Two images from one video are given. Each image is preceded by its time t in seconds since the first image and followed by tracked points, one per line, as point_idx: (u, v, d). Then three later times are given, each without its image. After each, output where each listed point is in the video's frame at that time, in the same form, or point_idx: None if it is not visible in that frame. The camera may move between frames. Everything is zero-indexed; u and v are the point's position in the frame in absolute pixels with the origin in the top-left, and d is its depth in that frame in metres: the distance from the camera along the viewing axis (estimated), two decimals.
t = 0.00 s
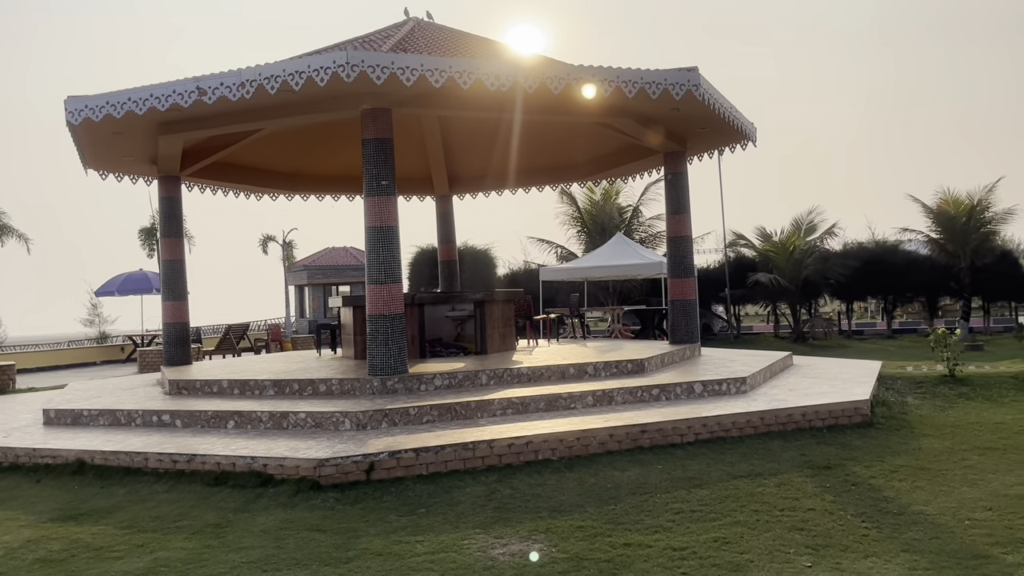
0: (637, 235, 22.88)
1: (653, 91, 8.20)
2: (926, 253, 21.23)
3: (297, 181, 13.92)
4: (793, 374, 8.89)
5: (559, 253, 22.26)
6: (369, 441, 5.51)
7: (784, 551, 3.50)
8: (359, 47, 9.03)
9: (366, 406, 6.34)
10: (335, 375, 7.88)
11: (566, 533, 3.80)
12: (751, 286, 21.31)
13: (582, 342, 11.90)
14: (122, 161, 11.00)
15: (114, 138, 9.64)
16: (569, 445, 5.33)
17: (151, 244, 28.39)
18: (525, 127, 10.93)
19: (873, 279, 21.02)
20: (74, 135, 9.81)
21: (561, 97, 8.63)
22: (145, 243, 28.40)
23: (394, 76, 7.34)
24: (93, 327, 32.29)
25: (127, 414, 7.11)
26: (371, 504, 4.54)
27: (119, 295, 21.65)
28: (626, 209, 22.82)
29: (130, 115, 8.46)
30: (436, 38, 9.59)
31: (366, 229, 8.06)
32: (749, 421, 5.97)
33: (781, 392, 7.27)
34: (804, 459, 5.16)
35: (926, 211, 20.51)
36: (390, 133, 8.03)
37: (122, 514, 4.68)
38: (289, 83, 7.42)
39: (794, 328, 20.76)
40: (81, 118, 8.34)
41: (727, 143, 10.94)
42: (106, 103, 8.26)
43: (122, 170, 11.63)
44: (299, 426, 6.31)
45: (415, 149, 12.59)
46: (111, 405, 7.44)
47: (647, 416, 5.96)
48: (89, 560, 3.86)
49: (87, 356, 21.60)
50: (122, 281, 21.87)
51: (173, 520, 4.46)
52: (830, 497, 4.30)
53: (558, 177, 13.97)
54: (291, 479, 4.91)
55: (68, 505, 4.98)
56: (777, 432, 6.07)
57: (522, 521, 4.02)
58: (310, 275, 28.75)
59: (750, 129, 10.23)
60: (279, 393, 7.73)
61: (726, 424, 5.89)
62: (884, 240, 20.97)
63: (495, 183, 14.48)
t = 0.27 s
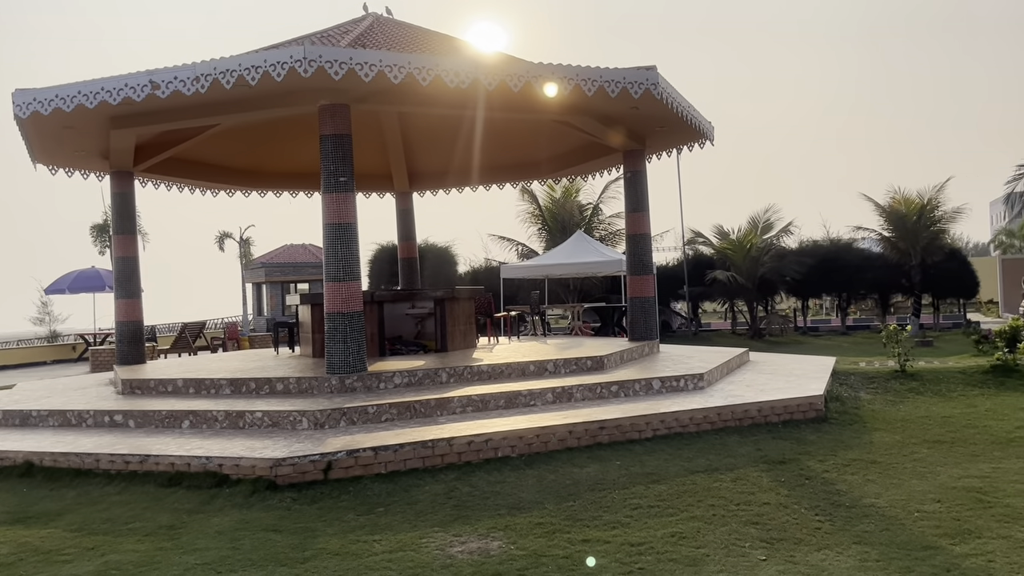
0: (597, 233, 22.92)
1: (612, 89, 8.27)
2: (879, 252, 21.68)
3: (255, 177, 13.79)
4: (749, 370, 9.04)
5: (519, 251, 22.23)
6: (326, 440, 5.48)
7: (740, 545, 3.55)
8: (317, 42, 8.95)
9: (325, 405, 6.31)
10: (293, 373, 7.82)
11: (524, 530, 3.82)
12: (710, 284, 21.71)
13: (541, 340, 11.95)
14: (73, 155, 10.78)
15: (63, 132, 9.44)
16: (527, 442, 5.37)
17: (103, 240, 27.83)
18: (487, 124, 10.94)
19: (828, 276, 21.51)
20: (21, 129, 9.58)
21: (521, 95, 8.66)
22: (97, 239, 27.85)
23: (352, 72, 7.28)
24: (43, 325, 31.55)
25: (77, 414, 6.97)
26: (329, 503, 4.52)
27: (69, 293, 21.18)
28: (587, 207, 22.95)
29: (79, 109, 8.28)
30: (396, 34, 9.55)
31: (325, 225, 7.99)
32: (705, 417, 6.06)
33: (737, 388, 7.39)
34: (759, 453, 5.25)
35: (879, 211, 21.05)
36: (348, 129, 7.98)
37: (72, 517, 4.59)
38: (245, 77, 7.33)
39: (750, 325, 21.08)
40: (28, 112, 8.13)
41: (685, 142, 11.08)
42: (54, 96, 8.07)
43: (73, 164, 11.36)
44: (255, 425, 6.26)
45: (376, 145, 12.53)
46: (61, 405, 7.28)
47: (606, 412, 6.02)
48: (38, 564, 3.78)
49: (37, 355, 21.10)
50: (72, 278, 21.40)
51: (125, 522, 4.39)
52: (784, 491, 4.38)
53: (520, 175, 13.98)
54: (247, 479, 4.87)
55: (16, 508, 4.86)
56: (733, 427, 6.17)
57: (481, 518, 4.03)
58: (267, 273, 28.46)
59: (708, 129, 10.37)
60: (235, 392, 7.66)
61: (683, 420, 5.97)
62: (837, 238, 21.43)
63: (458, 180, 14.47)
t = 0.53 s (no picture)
0: (557, 231, 23.02)
1: (570, 87, 8.31)
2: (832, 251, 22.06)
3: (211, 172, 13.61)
4: (705, 367, 9.17)
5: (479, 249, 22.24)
6: (282, 439, 5.44)
7: (695, 540, 3.60)
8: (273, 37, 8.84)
9: (281, 404, 6.25)
10: (249, 372, 7.75)
11: (483, 528, 3.82)
12: (668, 281, 22.04)
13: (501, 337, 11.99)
14: (20, 150, 10.53)
15: (9, 125, 9.20)
16: (486, 439, 5.38)
17: (53, 237, 27.21)
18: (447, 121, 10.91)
19: (781, 273, 21.90)
20: None
21: (480, 92, 8.66)
22: (46, 236, 27.21)
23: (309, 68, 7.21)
24: None
25: (24, 415, 6.81)
26: (285, 503, 4.48)
27: (17, 291, 20.70)
28: (547, 205, 23.05)
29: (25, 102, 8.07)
30: (355, 30, 9.49)
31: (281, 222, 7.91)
32: (662, 413, 6.14)
33: (694, 384, 7.48)
34: (715, 448, 5.32)
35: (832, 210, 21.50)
36: (305, 125, 7.91)
37: (18, 520, 4.47)
38: (198, 72, 7.20)
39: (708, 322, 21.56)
40: None
41: (643, 141, 11.20)
42: None
43: (20, 158, 11.06)
44: (209, 425, 6.18)
45: (335, 141, 12.44)
46: (6, 406, 7.10)
47: (565, 409, 6.06)
48: None
49: None
50: (19, 276, 20.88)
51: (73, 524, 4.30)
52: (739, 486, 4.44)
53: (481, 172, 13.96)
54: (201, 479, 4.80)
55: None
56: (689, 423, 6.25)
57: (439, 516, 4.03)
58: (224, 270, 28.05)
59: (665, 127, 10.47)
60: (189, 391, 7.56)
61: (641, 416, 6.04)
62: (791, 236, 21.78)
63: (419, 176, 14.42)
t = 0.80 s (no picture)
0: (516, 228, 23.04)
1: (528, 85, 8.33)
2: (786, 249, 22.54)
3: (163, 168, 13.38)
4: (662, 363, 9.28)
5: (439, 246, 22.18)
6: (237, 439, 5.37)
7: (651, 535, 3.64)
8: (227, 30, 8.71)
9: (236, 403, 6.19)
10: (203, 371, 7.66)
11: (440, 526, 3.82)
12: (626, 278, 22.03)
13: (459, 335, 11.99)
14: None
15: None
16: (444, 437, 5.38)
17: None
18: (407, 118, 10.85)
19: (738, 271, 22.28)
20: None
21: (439, 89, 8.64)
22: None
23: (264, 63, 7.12)
24: None
25: None
26: (239, 504, 4.43)
27: None
28: (506, 202, 23.04)
29: None
30: (313, 25, 9.39)
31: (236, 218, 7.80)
32: (619, 410, 6.19)
33: (651, 380, 7.56)
34: (672, 444, 5.38)
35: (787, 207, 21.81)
36: (260, 120, 7.81)
37: None
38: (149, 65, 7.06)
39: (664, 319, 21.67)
40: None
41: (601, 139, 11.28)
42: None
43: None
44: (162, 425, 6.09)
45: (292, 137, 12.30)
46: None
47: (523, 406, 6.08)
48: None
49: None
50: None
51: (19, 528, 4.21)
52: (695, 481, 4.50)
53: (441, 169, 13.91)
54: (152, 480, 4.73)
55: None
56: (646, 419, 6.32)
57: (396, 515, 4.02)
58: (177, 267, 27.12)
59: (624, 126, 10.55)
60: (141, 391, 7.44)
61: (598, 412, 6.09)
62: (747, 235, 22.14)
63: (379, 173, 14.33)
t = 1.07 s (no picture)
0: (475, 226, 23.01)
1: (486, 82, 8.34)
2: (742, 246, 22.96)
3: (116, 162, 13.09)
4: (620, 360, 9.36)
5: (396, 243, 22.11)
6: (189, 439, 5.29)
7: (607, 530, 3.67)
8: (178, 23, 8.56)
9: (189, 403, 6.10)
10: (156, 370, 7.54)
11: (396, 525, 3.81)
12: (583, 275, 22.08)
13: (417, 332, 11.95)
14: None
15: None
16: (401, 435, 5.36)
17: None
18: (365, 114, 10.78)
19: (695, 268, 22.74)
20: None
21: (396, 86, 8.60)
22: None
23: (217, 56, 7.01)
24: None
25: None
26: (191, 504, 4.37)
27: None
28: (465, 199, 22.96)
29: None
30: (269, 19, 9.27)
31: (188, 214, 7.68)
32: (577, 406, 6.23)
33: (609, 377, 7.62)
34: (628, 440, 5.43)
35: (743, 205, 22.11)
36: (212, 115, 7.69)
37: None
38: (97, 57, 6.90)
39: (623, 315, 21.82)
40: None
41: (559, 137, 11.35)
42: None
43: None
44: (111, 425, 5.97)
45: (248, 132, 12.14)
46: None
47: (481, 403, 6.09)
48: None
49: None
50: None
51: None
52: (651, 476, 4.55)
53: (400, 166, 13.83)
54: (101, 482, 4.64)
55: None
56: (603, 415, 6.37)
57: (352, 514, 4.00)
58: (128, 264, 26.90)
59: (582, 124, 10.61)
60: (90, 391, 7.30)
61: (557, 409, 6.13)
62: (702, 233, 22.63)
63: (338, 169, 14.21)
